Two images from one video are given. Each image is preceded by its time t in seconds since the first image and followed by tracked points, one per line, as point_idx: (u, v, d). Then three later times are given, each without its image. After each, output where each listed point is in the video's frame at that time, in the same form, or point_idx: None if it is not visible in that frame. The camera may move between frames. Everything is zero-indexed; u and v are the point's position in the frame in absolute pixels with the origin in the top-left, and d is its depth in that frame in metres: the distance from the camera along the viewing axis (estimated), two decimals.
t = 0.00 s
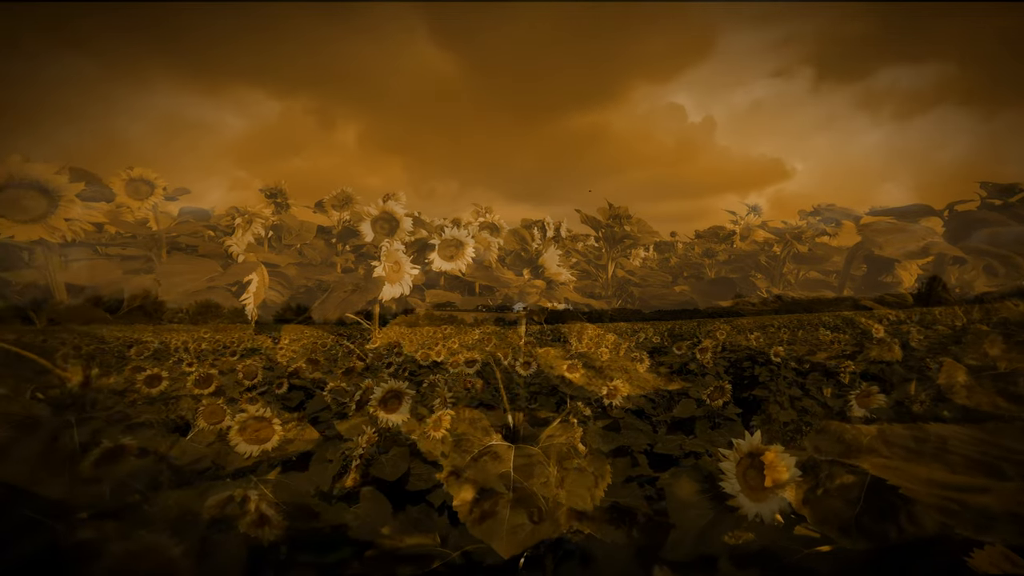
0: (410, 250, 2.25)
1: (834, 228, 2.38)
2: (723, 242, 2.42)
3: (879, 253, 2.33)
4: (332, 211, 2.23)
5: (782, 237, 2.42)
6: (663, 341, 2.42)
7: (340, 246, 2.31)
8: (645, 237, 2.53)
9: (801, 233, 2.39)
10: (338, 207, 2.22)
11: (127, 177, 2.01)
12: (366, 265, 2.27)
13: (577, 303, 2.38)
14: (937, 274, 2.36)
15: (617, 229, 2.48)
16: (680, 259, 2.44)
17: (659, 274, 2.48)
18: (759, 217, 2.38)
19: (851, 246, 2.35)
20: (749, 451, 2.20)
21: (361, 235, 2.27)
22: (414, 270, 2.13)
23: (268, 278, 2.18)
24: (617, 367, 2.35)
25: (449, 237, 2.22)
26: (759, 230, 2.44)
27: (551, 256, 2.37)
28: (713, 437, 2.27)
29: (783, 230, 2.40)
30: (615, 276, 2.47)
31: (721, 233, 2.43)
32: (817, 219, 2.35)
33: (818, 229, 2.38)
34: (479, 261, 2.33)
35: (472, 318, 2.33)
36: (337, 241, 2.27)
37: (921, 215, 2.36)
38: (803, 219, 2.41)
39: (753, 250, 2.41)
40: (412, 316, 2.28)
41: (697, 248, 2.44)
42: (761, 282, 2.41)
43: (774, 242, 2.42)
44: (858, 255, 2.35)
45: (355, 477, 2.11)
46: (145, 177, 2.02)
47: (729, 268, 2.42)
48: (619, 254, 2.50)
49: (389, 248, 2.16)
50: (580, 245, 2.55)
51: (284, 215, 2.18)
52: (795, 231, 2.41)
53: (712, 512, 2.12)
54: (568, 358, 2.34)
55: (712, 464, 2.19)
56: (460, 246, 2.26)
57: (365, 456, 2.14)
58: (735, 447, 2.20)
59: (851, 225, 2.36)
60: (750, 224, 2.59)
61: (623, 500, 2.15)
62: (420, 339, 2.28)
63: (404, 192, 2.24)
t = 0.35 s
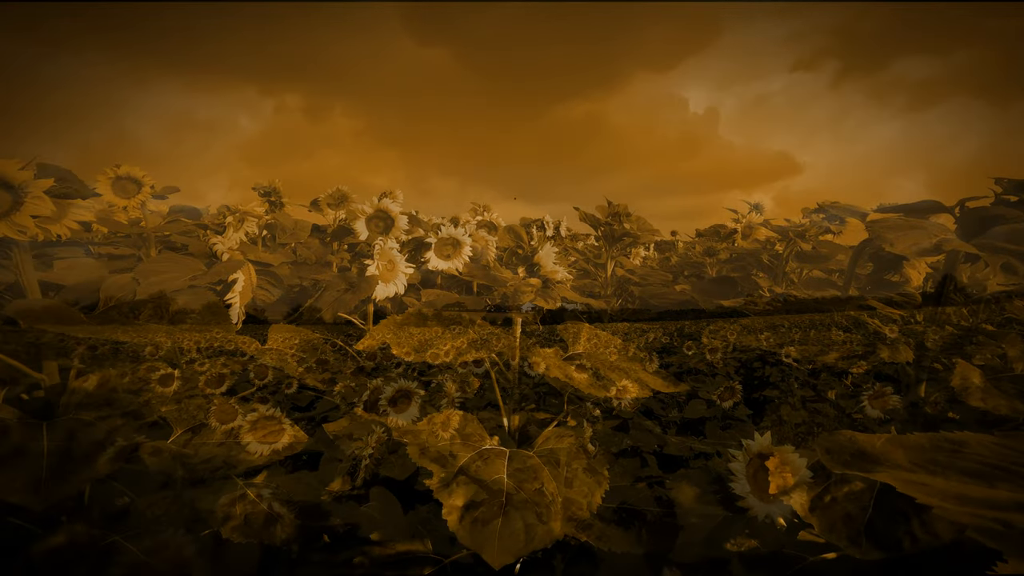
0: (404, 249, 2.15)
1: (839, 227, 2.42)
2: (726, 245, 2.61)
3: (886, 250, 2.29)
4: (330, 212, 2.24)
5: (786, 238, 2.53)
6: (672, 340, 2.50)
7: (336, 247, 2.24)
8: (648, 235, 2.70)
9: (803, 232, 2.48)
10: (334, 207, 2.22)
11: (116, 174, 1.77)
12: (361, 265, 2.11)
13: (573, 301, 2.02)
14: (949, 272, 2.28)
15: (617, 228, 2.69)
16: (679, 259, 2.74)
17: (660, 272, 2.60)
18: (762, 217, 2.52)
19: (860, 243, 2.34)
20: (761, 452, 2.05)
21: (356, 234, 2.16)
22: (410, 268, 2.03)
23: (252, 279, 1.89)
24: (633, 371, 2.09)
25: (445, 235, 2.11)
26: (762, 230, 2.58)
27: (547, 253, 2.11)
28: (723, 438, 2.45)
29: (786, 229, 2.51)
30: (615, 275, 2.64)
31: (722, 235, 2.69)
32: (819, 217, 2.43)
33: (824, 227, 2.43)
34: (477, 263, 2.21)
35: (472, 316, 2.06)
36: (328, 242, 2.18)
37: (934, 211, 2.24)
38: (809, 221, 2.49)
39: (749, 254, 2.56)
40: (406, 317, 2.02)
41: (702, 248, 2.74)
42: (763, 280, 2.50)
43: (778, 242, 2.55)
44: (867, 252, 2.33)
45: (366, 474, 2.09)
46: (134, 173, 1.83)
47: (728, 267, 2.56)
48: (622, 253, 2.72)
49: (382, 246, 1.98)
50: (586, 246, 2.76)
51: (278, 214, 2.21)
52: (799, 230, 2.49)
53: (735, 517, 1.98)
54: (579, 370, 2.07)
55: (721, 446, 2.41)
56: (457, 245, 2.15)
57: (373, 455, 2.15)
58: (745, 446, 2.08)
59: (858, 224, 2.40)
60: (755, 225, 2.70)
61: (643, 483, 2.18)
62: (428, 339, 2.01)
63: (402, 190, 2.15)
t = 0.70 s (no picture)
0: (399, 247, 2.10)
1: (843, 226, 2.43)
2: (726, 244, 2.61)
3: (892, 248, 2.19)
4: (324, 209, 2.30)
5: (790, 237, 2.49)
6: (683, 341, 2.24)
7: (331, 246, 2.25)
8: (649, 232, 2.68)
9: (808, 230, 2.45)
10: (329, 205, 2.29)
11: (101, 173, 1.81)
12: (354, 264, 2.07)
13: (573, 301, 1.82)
14: (961, 272, 2.06)
15: (616, 226, 2.68)
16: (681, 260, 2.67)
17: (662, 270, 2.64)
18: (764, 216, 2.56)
19: (864, 242, 2.32)
20: (774, 453, 1.99)
21: (349, 233, 2.15)
22: (404, 267, 1.98)
23: (240, 278, 1.38)
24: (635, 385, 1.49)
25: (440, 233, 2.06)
26: (763, 230, 2.60)
27: (542, 250, 1.78)
28: (731, 440, 2.12)
29: (788, 227, 2.49)
30: (615, 275, 2.65)
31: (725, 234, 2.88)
32: (823, 215, 2.42)
33: (828, 226, 2.43)
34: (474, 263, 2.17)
35: (465, 316, 1.55)
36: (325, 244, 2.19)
37: (945, 207, 2.05)
38: (813, 219, 2.50)
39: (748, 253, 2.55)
40: (393, 316, 1.48)
41: (702, 247, 2.69)
42: (765, 279, 2.47)
43: (780, 241, 2.54)
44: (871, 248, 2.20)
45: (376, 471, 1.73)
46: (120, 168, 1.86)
47: (731, 267, 2.50)
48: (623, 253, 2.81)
49: (375, 245, 1.93)
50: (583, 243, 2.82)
51: (272, 212, 2.25)
52: (803, 228, 2.46)
53: (733, 525, 1.84)
54: (581, 371, 1.54)
55: (730, 463, 2.00)
56: (453, 244, 2.09)
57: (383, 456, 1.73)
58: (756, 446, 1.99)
59: (862, 222, 2.38)
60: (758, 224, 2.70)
61: (640, 491, 1.84)
62: (415, 342, 1.43)
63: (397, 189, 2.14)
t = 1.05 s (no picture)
0: (395, 245, 2.08)
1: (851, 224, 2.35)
2: (728, 245, 2.71)
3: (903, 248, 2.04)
4: (319, 209, 2.33)
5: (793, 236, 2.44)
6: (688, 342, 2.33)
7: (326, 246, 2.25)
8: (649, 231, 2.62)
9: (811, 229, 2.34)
10: (324, 204, 2.31)
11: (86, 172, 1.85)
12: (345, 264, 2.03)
13: (570, 301, 1.76)
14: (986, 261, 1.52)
15: (617, 226, 2.55)
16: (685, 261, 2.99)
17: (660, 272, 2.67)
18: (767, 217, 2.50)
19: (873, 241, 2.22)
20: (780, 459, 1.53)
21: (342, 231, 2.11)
22: (397, 267, 1.96)
23: (222, 277, 1.42)
24: (635, 390, 1.41)
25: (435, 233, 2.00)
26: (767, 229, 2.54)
27: (536, 248, 1.68)
28: (745, 442, 2.08)
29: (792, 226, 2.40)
30: (613, 274, 2.66)
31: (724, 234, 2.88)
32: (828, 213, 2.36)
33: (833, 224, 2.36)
34: (470, 262, 2.13)
35: (458, 317, 1.50)
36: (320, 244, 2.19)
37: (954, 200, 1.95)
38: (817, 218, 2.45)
39: (749, 253, 2.53)
40: (382, 317, 1.44)
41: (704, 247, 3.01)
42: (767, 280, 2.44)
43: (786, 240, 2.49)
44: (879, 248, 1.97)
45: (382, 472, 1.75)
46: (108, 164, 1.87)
47: (732, 266, 2.64)
48: (620, 253, 2.97)
49: (368, 244, 1.89)
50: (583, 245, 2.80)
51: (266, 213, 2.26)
52: (806, 227, 2.35)
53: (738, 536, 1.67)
54: (576, 376, 1.47)
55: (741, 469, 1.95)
56: (448, 243, 2.05)
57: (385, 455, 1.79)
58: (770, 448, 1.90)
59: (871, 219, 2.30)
60: (762, 222, 2.72)
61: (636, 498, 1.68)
62: (401, 346, 1.34)
63: (392, 188, 2.11)
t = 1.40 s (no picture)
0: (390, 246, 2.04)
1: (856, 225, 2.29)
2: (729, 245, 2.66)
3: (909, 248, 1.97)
4: (313, 208, 2.29)
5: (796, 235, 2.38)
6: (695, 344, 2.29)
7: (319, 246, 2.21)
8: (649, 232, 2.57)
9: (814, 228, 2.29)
10: (319, 204, 2.28)
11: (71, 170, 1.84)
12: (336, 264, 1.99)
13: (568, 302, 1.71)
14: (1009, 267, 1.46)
15: (615, 225, 2.46)
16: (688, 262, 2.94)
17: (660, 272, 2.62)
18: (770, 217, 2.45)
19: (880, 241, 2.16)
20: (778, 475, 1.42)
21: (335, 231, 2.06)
22: (391, 268, 1.92)
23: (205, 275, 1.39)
24: (633, 395, 1.35)
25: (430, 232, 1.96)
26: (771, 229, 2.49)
27: (531, 246, 1.61)
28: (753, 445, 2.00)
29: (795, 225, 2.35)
30: (612, 274, 2.61)
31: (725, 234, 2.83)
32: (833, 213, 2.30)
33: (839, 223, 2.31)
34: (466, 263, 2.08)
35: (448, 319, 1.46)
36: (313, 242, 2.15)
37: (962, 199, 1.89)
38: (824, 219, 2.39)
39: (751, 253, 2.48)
40: (371, 319, 1.39)
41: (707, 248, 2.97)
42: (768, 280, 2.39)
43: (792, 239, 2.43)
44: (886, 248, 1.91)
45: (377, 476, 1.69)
46: (93, 161, 1.84)
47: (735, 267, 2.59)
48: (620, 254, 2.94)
49: (360, 244, 1.84)
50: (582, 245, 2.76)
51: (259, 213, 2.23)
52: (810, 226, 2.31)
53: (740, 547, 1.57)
54: (572, 381, 1.41)
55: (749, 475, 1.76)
56: (444, 242, 2.00)
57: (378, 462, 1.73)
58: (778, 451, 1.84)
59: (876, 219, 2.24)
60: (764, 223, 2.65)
61: (635, 505, 1.63)
62: (389, 349, 1.30)
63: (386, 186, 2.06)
